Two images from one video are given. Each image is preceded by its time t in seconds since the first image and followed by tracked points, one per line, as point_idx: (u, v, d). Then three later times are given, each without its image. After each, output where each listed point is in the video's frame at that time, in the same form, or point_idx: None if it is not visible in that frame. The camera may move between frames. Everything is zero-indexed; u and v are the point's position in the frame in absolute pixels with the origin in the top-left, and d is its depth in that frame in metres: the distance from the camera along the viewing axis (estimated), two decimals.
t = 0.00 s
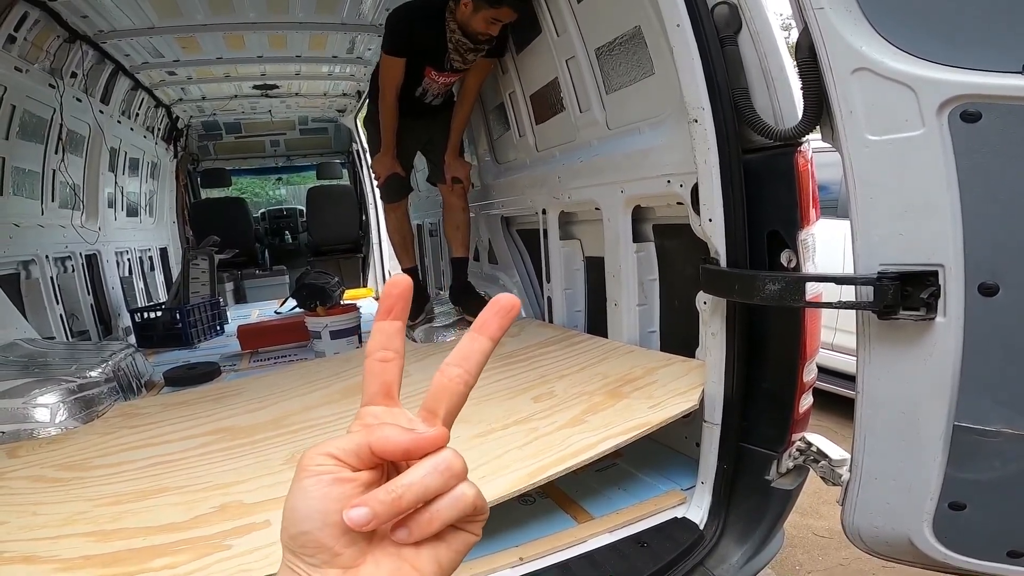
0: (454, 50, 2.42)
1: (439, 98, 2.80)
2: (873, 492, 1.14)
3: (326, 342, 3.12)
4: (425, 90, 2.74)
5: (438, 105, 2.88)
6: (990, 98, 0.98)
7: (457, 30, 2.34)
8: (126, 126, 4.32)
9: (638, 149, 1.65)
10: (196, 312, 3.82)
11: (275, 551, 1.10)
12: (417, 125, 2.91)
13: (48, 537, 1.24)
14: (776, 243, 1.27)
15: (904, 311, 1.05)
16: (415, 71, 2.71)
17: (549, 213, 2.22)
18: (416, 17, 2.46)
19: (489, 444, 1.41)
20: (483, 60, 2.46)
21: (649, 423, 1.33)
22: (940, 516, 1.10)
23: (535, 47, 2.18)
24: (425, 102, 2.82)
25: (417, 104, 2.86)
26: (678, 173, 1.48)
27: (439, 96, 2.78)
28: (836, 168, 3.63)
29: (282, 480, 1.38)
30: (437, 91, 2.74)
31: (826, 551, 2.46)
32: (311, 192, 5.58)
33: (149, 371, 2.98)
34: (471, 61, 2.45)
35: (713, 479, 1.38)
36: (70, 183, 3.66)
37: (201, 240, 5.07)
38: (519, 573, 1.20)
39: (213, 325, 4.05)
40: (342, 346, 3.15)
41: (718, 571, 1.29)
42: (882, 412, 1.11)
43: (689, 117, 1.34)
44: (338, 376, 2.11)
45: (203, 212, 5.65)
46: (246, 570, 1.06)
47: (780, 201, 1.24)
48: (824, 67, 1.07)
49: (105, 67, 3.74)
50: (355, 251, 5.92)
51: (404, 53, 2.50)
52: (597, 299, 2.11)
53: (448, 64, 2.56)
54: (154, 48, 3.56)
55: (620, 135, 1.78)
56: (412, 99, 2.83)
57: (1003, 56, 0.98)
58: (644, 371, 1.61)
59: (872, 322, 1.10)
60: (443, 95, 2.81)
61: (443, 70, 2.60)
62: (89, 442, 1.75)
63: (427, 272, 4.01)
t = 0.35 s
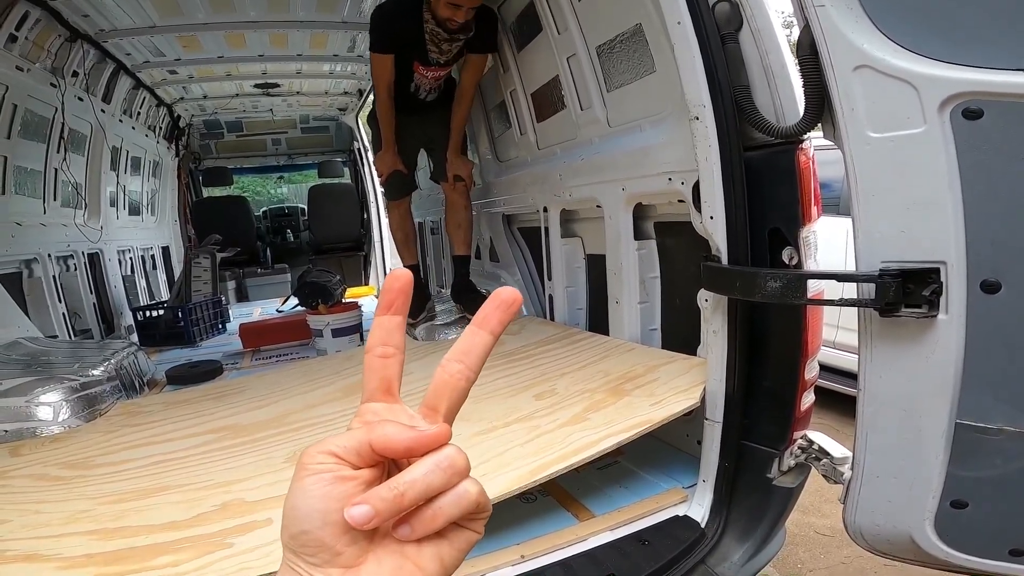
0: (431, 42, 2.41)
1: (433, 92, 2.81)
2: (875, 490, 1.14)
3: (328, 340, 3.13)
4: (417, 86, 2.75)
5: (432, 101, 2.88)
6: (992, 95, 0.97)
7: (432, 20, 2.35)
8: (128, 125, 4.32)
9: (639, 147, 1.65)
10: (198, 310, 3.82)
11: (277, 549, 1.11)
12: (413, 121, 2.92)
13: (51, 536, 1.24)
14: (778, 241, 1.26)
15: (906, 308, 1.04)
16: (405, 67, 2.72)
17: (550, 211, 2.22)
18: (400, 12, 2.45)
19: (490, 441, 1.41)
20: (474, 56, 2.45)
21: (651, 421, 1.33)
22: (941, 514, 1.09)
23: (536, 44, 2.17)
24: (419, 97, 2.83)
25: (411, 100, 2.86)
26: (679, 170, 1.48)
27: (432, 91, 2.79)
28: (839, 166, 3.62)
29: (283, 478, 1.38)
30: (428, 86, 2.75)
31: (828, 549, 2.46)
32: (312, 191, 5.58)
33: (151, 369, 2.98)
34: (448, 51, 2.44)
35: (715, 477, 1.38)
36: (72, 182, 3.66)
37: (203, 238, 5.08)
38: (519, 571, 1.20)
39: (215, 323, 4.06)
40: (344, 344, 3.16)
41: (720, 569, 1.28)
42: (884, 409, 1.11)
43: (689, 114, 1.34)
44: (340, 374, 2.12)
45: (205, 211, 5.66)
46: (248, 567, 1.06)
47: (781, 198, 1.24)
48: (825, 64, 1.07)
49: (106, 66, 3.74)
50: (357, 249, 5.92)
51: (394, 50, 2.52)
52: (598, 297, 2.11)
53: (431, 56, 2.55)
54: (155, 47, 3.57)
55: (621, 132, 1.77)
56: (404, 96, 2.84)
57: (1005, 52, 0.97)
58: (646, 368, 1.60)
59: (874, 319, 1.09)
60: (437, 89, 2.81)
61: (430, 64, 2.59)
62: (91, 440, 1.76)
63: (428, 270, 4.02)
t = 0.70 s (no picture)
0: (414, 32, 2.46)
1: (430, 83, 2.71)
2: (886, 487, 1.13)
3: (334, 337, 3.13)
4: (412, 79, 2.69)
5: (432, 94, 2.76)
6: (1005, 88, 0.95)
7: (410, 9, 2.39)
8: (134, 123, 4.33)
9: (646, 142, 1.63)
10: (205, 308, 3.83)
11: (285, 546, 1.10)
12: (420, 115, 2.78)
13: (60, 533, 1.24)
14: (787, 235, 1.25)
15: (919, 303, 1.03)
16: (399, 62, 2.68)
17: (555, 207, 2.21)
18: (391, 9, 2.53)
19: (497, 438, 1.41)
20: (475, 51, 2.48)
21: (659, 417, 1.32)
22: (953, 511, 1.08)
23: (540, 39, 2.16)
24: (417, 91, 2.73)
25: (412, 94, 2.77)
26: (686, 164, 1.46)
27: (428, 82, 2.69)
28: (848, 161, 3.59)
29: (289, 475, 1.38)
30: (422, 77, 2.67)
31: (836, 546, 2.44)
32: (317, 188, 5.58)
33: (159, 367, 2.99)
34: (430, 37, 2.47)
35: (723, 474, 1.37)
36: (79, 180, 3.67)
37: (209, 236, 5.09)
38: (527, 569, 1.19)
39: (222, 320, 4.07)
40: (350, 341, 3.16)
41: (728, 566, 1.28)
42: (896, 406, 1.09)
43: (697, 108, 1.33)
44: (346, 370, 2.11)
45: (212, 209, 5.68)
46: (256, 564, 1.06)
47: (790, 191, 1.22)
48: (834, 57, 1.05)
49: (112, 64, 3.75)
50: (362, 246, 5.93)
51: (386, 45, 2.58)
52: (603, 293, 2.10)
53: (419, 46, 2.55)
54: (160, 45, 3.57)
55: (628, 127, 1.75)
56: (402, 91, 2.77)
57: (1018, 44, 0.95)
58: (653, 364, 1.59)
59: (886, 315, 1.08)
60: (433, 80, 2.71)
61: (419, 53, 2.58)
62: (100, 437, 1.76)
63: (434, 267, 4.02)
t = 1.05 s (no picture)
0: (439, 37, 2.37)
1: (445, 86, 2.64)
2: (903, 486, 1.11)
3: (341, 334, 3.12)
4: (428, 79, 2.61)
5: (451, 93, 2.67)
6: None
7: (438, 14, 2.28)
8: (142, 121, 4.34)
9: (655, 137, 1.60)
10: (213, 305, 3.84)
11: (291, 546, 1.09)
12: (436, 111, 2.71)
13: (68, 531, 1.24)
14: (802, 231, 1.23)
15: (938, 299, 1.01)
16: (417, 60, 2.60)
17: (563, 203, 2.19)
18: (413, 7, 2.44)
19: (505, 436, 1.39)
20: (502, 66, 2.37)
21: (671, 415, 1.30)
22: (972, 512, 1.05)
23: (547, 34, 2.13)
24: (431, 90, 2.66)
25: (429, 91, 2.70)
26: (697, 159, 1.43)
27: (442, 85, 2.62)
28: (860, 156, 3.54)
29: (296, 474, 1.37)
30: (439, 80, 2.59)
31: (846, 545, 2.42)
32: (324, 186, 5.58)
33: (167, 364, 3.00)
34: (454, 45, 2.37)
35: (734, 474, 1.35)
36: (87, 177, 3.68)
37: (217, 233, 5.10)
38: (534, 569, 1.18)
39: (229, 317, 4.07)
40: (357, 338, 3.15)
41: (738, 566, 1.26)
42: (914, 404, 1.07)
43: (708, 102, 1.30)
44: (353, 368, 2.11)
45: (219, 206, 5.69)
46: (262, 564, 1.05)
47: (805, 185, 1.19)
48: (851, 51, 1.03)
49: (119, 62, 3.75)
50: (368, 243, 5.93)
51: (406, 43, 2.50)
52: (611, 290, 2.08)
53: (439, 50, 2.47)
54: (166, 43, 3.57)
55: (637, 122, 1.73)
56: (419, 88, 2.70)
57: None
58: (662, 362, 1.57)
59: (904, 312, 1.06)
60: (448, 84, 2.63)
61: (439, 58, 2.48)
62: (108, 434, 1.76)
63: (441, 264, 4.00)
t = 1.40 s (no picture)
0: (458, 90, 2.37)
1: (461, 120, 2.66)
2: (904, 494, 1.11)
3: (343, 341, 3.13)
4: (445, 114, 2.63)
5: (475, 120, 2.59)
6: None
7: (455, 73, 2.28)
8: (146, 128, 4.36)
9: (657, 146, 1.62)
10: (215, 312, 3.85)
11: (296, 553, 1.10)
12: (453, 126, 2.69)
13: (73, 538, 1.25)
14: (803, 242, 1.24)
15: (939, 310, 1.01)
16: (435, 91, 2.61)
17: (566, 212, 2.20)
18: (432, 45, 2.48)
19: (507, 445, 1.40)
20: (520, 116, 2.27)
21: (672, 424, 1.31)
22: (973, 519, 1.06)
23: (550, 43, 2.15)
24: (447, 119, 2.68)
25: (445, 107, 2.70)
26: (699, 170, 1.45)
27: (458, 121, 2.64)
28: (861, 164, 3.56)
29: (300, 481, 1.37)
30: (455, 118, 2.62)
31: (849, 553, 2.41)
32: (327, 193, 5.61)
33: (170, 371, 3.00)
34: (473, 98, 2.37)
35: (736, 481, 1.36)
36: (91, 184, 3.70)
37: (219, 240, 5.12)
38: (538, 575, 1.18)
39: (231, 324, 4.08)
40: (359, 346, 3.16)
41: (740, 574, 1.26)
42: (915, 413, 1.07)
43: (710, 114, 1.32)
44: (356, 375, 2.11)
45: (222, 212, 5.71)
46: (268, 571, 1.05)
47: (806, 196, 1.21)
48: (852, 61, 1.04)
49: (124, 68, 3.78)
50: (370, 250, 5.95)
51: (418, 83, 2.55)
52: (613, 299, 2.09)
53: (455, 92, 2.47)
54: (172, 50, 3.60)
55: (640, 132, 1.75)
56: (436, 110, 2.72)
57: None
58: (664, 371, 1.58)
59: (904, 322, 1.07)
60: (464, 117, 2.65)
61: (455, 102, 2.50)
62: (111, 441, 1.77)
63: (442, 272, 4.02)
